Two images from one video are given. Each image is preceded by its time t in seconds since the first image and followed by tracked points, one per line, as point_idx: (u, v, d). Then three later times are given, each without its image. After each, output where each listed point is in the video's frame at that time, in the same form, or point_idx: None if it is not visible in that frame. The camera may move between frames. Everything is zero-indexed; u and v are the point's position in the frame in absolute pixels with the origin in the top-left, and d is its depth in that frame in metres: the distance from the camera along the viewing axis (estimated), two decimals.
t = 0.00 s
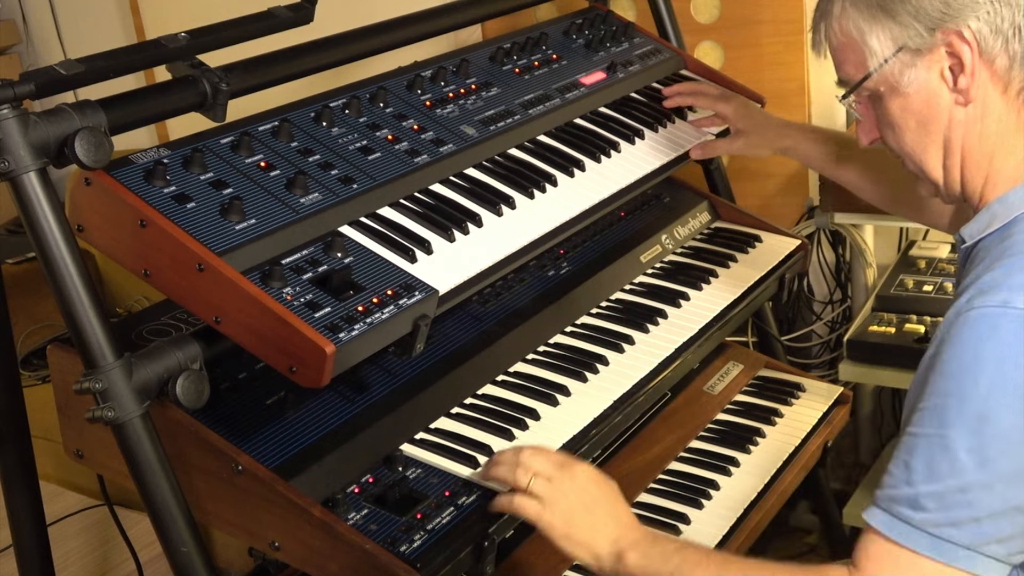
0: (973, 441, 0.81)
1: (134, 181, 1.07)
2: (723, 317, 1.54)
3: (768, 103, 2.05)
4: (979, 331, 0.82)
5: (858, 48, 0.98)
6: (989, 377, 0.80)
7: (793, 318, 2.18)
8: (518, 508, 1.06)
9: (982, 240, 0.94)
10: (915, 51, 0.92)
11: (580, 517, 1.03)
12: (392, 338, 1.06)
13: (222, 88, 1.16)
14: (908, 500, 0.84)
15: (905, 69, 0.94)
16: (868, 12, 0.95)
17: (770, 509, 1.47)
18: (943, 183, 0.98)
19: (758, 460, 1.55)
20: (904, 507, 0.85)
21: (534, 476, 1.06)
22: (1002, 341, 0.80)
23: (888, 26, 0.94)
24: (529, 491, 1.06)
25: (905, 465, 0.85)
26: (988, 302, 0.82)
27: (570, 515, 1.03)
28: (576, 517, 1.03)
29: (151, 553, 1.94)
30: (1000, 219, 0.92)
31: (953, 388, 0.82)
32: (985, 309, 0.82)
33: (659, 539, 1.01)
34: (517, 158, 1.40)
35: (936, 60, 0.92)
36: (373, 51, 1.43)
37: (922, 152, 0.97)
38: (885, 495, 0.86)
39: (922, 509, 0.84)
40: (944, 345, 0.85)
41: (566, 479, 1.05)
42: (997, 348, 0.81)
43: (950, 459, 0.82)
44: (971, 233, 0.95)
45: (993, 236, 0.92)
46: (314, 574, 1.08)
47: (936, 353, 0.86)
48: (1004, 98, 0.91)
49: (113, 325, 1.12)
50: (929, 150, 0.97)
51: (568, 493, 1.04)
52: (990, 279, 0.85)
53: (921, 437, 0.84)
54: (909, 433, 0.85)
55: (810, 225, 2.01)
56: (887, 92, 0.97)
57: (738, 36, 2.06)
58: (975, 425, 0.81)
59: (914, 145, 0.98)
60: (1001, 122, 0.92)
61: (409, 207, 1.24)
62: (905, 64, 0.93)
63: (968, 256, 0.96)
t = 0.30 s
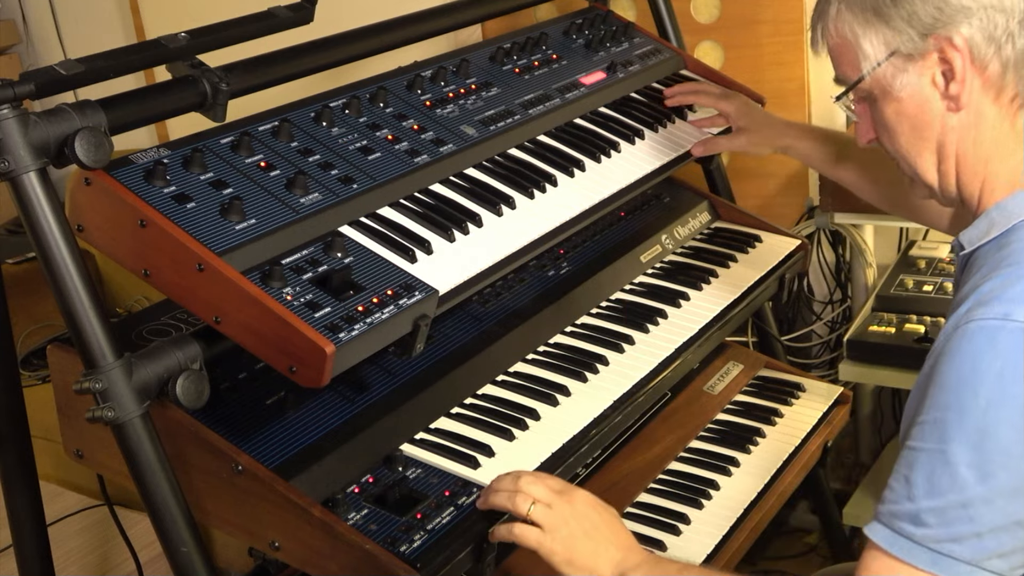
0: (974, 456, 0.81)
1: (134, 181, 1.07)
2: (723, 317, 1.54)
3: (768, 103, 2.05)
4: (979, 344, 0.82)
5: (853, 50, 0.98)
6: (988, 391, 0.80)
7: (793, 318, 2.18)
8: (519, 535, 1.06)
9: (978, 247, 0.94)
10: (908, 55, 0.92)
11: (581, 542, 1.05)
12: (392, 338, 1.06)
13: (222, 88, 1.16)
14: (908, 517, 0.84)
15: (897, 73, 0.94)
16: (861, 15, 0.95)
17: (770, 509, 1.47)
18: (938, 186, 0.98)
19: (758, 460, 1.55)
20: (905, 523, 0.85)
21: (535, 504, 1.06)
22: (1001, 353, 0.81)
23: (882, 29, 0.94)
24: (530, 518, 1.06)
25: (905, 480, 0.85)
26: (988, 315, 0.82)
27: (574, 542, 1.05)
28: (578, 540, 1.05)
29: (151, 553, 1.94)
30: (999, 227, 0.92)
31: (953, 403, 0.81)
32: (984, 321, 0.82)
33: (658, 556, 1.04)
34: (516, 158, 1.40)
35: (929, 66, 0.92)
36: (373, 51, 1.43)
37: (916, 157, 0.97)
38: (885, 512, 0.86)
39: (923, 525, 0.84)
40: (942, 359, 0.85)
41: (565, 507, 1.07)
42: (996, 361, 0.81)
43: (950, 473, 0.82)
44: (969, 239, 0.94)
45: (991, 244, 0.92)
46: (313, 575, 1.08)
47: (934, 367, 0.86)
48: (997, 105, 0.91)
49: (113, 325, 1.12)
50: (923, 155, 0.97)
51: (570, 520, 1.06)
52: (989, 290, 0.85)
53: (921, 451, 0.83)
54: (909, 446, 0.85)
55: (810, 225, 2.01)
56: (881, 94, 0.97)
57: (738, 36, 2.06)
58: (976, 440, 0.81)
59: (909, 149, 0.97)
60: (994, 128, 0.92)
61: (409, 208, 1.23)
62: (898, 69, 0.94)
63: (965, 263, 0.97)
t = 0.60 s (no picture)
0: (954, 464, 0.81)
1: (134, 181, 1.07)
2: (723, 317, 1.54)
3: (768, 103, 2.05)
4: (968, 352, 0.82)
5: (858, 32, 0.96)
6: (973, 400, 0.81)
7: (793, 318, 2.18)
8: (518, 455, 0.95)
9: (975, 256, 0.94)
10: (909, 52, 0.91)
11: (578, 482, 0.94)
12: (392, 338, 1.06)
13: (222, 88, 1.16)
14: (882, 518, 0.85)
15: (895, 67, 0.93)
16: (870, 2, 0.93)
17: (770, 509, 1.47)
18: (925, 180, 0.99)
19: (758, 460, 1.55)
20: (879, 524, 0.85)
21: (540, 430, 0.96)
22: (990, 363, 0.81)
23: (887, 19, 0.92)
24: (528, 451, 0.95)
25: (885, 482, 0.85)
26: (980, 324, 0.83)
27: (574, 476, 0.94)
28: (580, 475, 0.94)
29: (151, 553, 1.94)
30: (996, 235, 0.92)
31: (938, 410, 0.82)
32: (975, 331, 0.83)
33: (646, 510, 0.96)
34: (516, 158, 1.40)
35: (927, 65, 0.91)
36: (373, 51, 1.43)
37: (905, 149, 0.98)
38: (859, 513, 0.86)
39: (899, 528, 0.84)
40: (930, 365, 0.85)
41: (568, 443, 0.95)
42: (984, 370, 0.81)
43: (930, 479, 0.82)
44: (966, 246, 0.95)
45: (987, 253, 0.92)
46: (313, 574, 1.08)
47: (922, 374, 0.86)
48: (989, 117, 0.91)
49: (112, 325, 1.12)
50: (913, 151, 0.97)
51: (572, 455, 0.95)
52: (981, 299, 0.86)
53: (904, 455, 0.84)
54: (893, 450, 0.85)
55: (810, 224, 2.01)
56: (877, 83, 0.96)
57: (738, 36, 2.06)
58: (958, 448, 0.81)
59: (898, 140, 0.98)
60: (983, 141, 0.92)
61: (409, 207, 1.23)
62: (896, 63, 0.92)
63: (962, 270, 0.97)
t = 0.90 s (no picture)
0: (883, 387, 0.83)
1: (134, 181, 1.07)
2: (723, 317, 1.54)
3: (768, 103, 2.05)
4: (950, 311, 0.83)
5: (876, 26, 0.96)
6: (932, 350, 0.81)
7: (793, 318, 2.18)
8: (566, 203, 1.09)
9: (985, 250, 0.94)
10: (925, 50, 0.91)
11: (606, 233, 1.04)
12: (392, 338, 1.06)
13: (222, 88, 1.16)
14: (806, 392, 0.87)
15: (911, 64, 0.93)
16: None
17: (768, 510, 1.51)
18: (938, 178, 0.99)
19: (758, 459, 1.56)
20: (801, 396, 0.87)
21: (594, 190, 1.10)
22: (965, 329, 0.81)
23: (905, 16, 0.92)
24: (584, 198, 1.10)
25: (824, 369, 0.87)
26: (975, 296, 0.83)
27: (602, 233, 1.04)
28: (610, 232, 1.04)
29: (151, 553, 1.94)
30: (1005, 233, 0.92)
31: (901, 337, 0.83)
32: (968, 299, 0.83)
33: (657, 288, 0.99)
34: (516, 158, 1.40)
35: (943, 65, 0.91)
36: (373, 51, 1.43)
37: (919, 146, 0.98)
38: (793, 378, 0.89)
39: (813, 405, 0.86)
40: (916, 305, 0.86)
41: (616, 207, 1.08)
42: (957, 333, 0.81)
43: (860, 375, 0.84)
44: (976, 242, 0.95)
45: (995, 248, 0.92)
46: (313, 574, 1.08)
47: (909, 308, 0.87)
48: (1004, 120, 0.91)
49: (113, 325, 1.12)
50: (927, 147, 0.97)
51: (608, 215, 1.07)
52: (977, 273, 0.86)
53: (852, 357, 0.86)
54: (847, 352, 0.87)
55: (810, 224, 2.01)
56: (893, 80, 0.96)
57: (738, 36, 2.06)
58: (897, 377, 0.82)
59: (912, 137, 0.98)
60: (997, 143, 0.92)
61: (409, 207, 1.23)
62: (913, 60, 0.93)
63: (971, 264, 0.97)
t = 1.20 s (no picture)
0: (877, 364, 0.87)
1: (134, 181, 1.07)
2: (723, 316, 1.54)
3: (768, 103, 2.05)
4: (954, 299, 0.86)
5: (892, 26, 0.98)
6: (927, 335, 0.85)
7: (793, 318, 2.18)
8: (566, 190, 1.30)
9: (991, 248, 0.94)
10: (937, 53, 0.93)
11: (613, 211, 1.24)
12: (392, 338, 1.06)
13: (222, 88, 1.16)
14: (811, 357, 0.93)
15: (924, 66, 0.95)
16: None
17: (770, 509, 1.50)
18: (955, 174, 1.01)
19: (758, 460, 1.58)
20: (806, 360, 0.93)
21: (589, 175, 1.31)
22: (961, 319, 0.85)
23: (918, 20, 0.94)
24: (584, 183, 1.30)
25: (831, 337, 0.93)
26: (980, 287, 0.87)
27: (606, 211, 1.24)
28: (613, 208, 1.24)
29: (151, 553, 1.94)
30: (1016, 230, 0.92)
31: (902, 316, 0.87)
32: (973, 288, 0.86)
33: (662, 256, 1.16)
34: (516, 158, 1.40)
35: (954, 69, 0.94)
36: (373, 51, 1.43)
37: (936, 141, 1.00)
38: (804, 341, 0.95)
39: (814, 371, 0.92)
40: (926, 288, 0.90)
41: (613, 186, 1.28)
42: (956, 322, 0.85)
43: (858, 347, 0.89)
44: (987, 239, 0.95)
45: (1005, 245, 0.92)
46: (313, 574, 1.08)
47: (920, 291, 0.91)
48: (1016, 126, 0.93)
49: (113, 325, 1.12)
50: (944, 146, 0.99)
51: (609, 194, 1.26)
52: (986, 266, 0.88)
53: (856, 329, 0.91)
54: (855, 324, 0.92)
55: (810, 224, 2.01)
56: (909, 78, 0.98)
57: (738, 36, 2.06)
58: (891, 356, 0.87)
59: (929, 132, 1.00)
60: (1009, 147, 0.94)
61: (409, 207, 1.23)
62: (927, 63, 0.95)
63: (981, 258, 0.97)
